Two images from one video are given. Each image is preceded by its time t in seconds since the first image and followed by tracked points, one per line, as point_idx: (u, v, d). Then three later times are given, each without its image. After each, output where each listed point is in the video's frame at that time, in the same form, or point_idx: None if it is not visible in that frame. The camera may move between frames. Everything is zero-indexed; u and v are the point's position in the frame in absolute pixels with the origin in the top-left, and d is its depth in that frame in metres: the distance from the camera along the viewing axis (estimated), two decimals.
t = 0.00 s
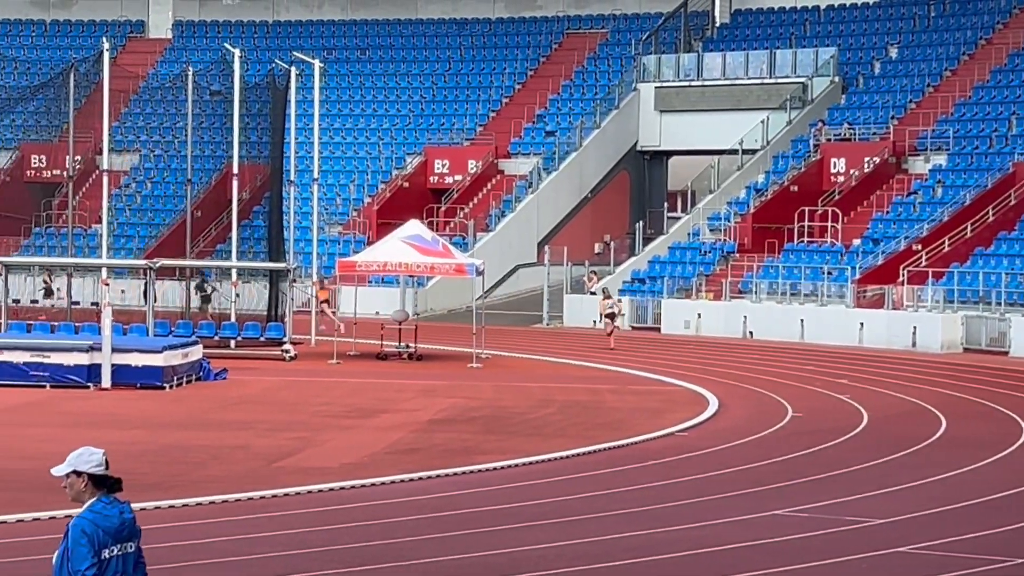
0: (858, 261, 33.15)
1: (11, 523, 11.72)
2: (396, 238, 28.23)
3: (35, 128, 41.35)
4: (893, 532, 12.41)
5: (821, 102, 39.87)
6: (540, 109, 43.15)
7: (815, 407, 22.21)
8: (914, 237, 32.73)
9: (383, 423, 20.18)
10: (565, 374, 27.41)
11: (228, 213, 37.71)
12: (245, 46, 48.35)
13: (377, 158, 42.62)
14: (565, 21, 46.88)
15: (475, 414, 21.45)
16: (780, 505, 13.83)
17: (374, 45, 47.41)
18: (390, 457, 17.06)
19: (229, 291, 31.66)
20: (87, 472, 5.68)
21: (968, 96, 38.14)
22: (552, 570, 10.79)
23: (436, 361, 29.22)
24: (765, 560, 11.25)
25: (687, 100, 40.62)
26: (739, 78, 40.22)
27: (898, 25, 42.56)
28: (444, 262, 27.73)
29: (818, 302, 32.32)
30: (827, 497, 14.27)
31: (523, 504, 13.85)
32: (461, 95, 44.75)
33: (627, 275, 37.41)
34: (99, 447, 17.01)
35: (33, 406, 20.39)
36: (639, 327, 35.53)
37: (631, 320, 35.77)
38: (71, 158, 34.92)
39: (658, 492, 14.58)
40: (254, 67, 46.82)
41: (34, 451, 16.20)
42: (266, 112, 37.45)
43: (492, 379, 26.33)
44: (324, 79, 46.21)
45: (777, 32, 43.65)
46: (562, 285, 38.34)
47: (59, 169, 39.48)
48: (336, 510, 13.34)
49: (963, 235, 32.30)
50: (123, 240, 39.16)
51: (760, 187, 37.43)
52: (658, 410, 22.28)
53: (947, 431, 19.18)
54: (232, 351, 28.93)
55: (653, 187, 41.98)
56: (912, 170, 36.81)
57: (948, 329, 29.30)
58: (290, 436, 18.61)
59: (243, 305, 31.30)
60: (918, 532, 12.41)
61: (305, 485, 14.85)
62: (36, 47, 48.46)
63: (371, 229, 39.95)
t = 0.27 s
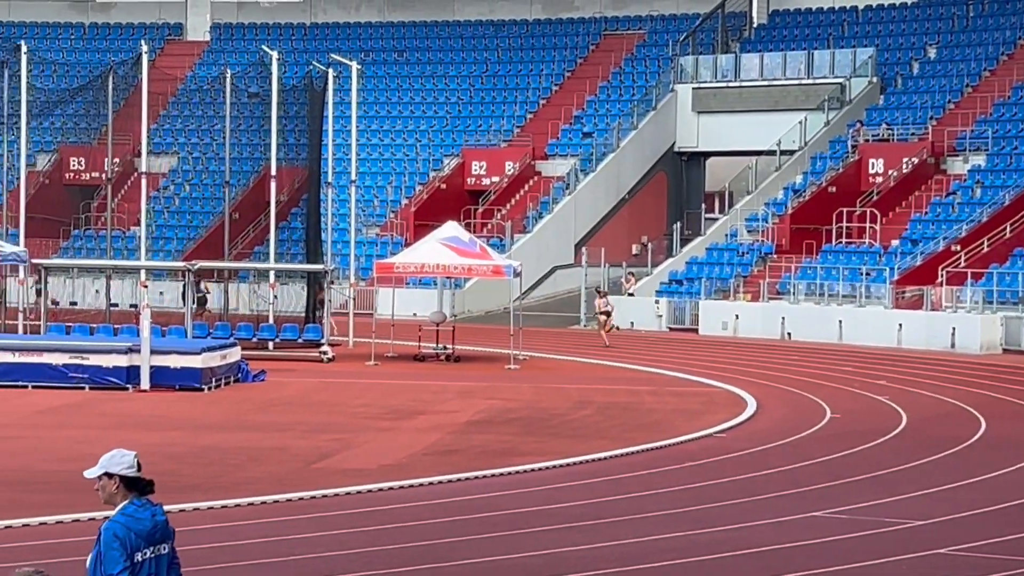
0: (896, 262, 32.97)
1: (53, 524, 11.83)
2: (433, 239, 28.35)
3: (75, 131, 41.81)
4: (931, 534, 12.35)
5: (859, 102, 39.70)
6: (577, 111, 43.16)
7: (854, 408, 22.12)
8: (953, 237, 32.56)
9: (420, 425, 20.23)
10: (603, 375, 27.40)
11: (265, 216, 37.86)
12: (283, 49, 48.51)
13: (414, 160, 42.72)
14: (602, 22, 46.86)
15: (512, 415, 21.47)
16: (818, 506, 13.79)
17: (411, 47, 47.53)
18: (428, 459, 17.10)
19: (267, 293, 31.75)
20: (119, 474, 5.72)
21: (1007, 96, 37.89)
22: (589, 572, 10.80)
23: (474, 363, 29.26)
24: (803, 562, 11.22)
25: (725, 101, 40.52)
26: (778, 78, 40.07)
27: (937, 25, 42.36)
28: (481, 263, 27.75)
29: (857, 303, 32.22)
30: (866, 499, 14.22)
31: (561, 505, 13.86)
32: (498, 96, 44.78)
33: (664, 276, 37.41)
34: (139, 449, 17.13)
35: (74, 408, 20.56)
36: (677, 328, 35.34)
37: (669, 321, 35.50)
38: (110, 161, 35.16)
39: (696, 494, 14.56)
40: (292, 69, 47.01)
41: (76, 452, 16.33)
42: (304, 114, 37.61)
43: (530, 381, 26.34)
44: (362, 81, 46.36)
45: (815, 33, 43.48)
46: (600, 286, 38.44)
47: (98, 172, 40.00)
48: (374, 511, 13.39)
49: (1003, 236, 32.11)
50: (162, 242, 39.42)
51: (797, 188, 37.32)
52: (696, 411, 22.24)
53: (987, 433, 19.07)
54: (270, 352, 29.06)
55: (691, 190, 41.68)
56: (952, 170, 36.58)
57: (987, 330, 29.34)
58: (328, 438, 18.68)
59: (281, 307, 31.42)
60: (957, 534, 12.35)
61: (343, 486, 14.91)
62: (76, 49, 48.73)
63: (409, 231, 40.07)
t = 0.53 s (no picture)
0: (937, 263, 32.76)
1: (95, 526, 11.93)
2: (472, 242, 28.39)
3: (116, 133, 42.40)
4: (975, 536, 12.29)
5: (899, 103, 39.50)
6: (616, 113, 43.14)
7: (896, 411, 22.02)
8: (995, 238, 32.25)
9: (460, 427, 20.27)
10: (642, 377, 27.38)
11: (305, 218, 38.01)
12: (322, 52, 48.64)
13: (453, 162, 42.81)
14: (641, 24, 46.83)
15: (552, 417, 21.48)
16: (860, 509, 13.74)
17: (449, 49, 47.62)
18: (468, 461, 17.14)
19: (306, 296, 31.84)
20: (155, 478, 5.75)
21: None
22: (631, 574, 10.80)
23: (513, 365, 29.27)
24: (846, 564, 11.19)
25: (765, 103, 40.45)
26: (817, 79, 39.95)
27: (977, 26, 42.15)
28: (520, 265, 27.79)
29: (897, 305, 32.10)
30: (908, 502, 14.16)
31: (601, 507, 13.87)
32: (537, 99, 44.85)
33: (704, 279, 37.30)
34: (180, 451, 17.25)
35: (116, 410, 20.71)
36: (716, 330, 35.40)
37: (708, 323, 35.51)
38: (151, 164, 35.40)
39: (737, 496, 14.53)
40: (331, 71, 47.18)
41: (118, 454, 16.46)
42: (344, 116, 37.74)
43: (569, 383, 26.34)
44: (401, 84, 46.47)
45: (854, 34, 43.31)
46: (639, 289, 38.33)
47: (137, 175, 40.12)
48: (415, 513, 13.43)
49: None
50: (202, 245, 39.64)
51: (838, 189, 37.18)
52: (737, 413, 22.18)
53: None
54: (309, 355, 29.17)
55: (730, 192, 41.85)
56: (992, 171, 36.34)
57: None
58: (368, 440, 18.74)
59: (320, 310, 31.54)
60: (1001, 537, 12.28)
61: (383, 488, 14.96)
62: (115, 52, 49.00)
63: (448, 233, 40.18)
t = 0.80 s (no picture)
0: (979, 264, 32.52)
1: (138, 528, 12.06)
2: (512, 244, 28.45)
3: (158, 136, 42.73)
4: (1018, 539, 12.23)
5: (941, 104, 39.27)
6: (657, 115, 43.10)
7: (939, 413, 21.90)
8: None
9: (501, 429, 20.33)
10: (683, 380, 27.36)
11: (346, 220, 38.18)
12: (362, 55, 48.76)
13: (494, 165, 42.92)
14: (682, 26, 46.79)
15: (594, 420, 21.50)
16: (902, 511, 13.70)
17: (490, 52, 47.69)
18: (509, 463, 17.19)
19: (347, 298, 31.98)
20: (196, 482, 5.83)
21: None
22: None
23: (554, 368, 29.31)
24: (888, 567, 11.17)
25: (806, 104, 40.34)
26: (858, 82, 39.88)
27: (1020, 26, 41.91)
28: (561, 268, 27.89)
29: (939, 307, 31.88)
30: (950, 504, 14.11)
31: (642, 510, 13.89)
32: (577, 101, 44.93)
33: (744, 281, 37.20)
34: (223, 454, 17.37)
35: (159, 413, 20.87)
36: (757, 332, 35.28)
37: (749, 325, 35.45)
38: (193, 168, 35.62)
39: (779, 499, 14.52)
40: (371, 74, 47.36)
41: (162, 457, 16.60)
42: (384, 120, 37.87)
43: (610, 385, 26.35)
44: (441, 86, 46.58)
45: (896, 35, 43.10)
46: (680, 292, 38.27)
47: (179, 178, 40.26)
48: (456, 516, 13.49)
49: None
50: (243, 248, 39.91)
51: (879, 191, 37.00)
52: (778, 416, 22.14)
53: None
54: (350, 357, 29.30)
55: (770, 194, 41.76)
56: None
57: None
58: (410, 443, 18.82)
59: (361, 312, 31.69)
60: None
61: (424, 491, 15.03)
62: (157, 56, 49.28)
63: (488, 235, 40.29)
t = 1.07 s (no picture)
0: None
1: (180, 531, 12.18)
2: (555, 246, 28.45)
3: (200, 139, 43.00)
4: None
5: (984, 106, 39.00)
6: (699, 116, 43.04)
7: (984, 415, 21.78)
8: None
9: (544, 431, 20.37)
10: (726, 382, 27.31)
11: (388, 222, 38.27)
12: (404, 57, 48.84)
13: (536, 167, 43.00)
14: (724, 28, 46.69)
15: (636, 422, 21.51)
16: (947, 514, 13.65)
17: (532, 54, 47.72)
18: (552, 465, 17.23)
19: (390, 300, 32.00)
20: (238, 484, 5.92)
21: None
22: None
23: (596, 370, 29.33)
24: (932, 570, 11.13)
25: (850, 106, 40.23)
26: (901, 82, 39.77)
27: None
28: (603, 270, 27.94)
29: (984, 309, 31.80)
30: (995, 507, 14.04)
31: (685, 512, 13.90)
32: (619, 104, 44.95)
33: (788, 283, 37.09)
34: (267, 456, 17.50)
35: (202, 415, 21.04)
36: (800, 334, 35.15)
37: (791, 327, 35.34)
38: (235, 171, 35.84)
39: (821, 501, 14.50)
40: (413, 77, 47.52)
41: (205, 459, 16.74)
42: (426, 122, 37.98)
43: (652, 387, 26.35)
44: (483, 89, 46.65)
45: (940, 36, 42.84)
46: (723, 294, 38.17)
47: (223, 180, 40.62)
48: (499, 518, 13.54)
49: None
50: (285, 251, 40.15)
51: (922, 193, 36.77)
52: (821, 418, 22.07)
53: None
54: (393, 359, 29.41)
55: (813, 195, 41.65)
56: None
57: None
58: (452, 445, 18.90)
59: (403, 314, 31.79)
60: None
61: (467, 493, 15.09)
62: (200, 59, 49.56)
63: (531, 237, 40.36)
